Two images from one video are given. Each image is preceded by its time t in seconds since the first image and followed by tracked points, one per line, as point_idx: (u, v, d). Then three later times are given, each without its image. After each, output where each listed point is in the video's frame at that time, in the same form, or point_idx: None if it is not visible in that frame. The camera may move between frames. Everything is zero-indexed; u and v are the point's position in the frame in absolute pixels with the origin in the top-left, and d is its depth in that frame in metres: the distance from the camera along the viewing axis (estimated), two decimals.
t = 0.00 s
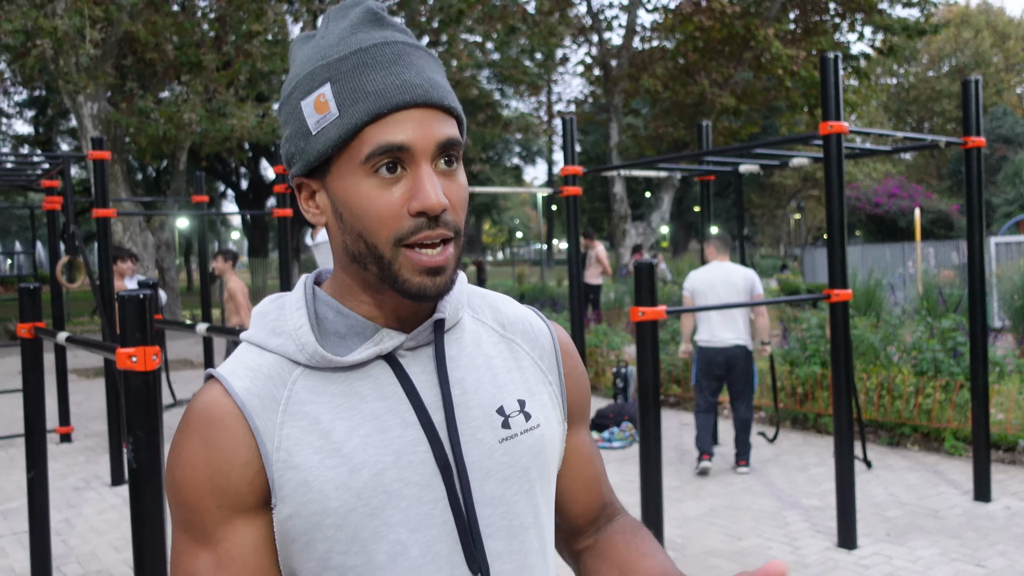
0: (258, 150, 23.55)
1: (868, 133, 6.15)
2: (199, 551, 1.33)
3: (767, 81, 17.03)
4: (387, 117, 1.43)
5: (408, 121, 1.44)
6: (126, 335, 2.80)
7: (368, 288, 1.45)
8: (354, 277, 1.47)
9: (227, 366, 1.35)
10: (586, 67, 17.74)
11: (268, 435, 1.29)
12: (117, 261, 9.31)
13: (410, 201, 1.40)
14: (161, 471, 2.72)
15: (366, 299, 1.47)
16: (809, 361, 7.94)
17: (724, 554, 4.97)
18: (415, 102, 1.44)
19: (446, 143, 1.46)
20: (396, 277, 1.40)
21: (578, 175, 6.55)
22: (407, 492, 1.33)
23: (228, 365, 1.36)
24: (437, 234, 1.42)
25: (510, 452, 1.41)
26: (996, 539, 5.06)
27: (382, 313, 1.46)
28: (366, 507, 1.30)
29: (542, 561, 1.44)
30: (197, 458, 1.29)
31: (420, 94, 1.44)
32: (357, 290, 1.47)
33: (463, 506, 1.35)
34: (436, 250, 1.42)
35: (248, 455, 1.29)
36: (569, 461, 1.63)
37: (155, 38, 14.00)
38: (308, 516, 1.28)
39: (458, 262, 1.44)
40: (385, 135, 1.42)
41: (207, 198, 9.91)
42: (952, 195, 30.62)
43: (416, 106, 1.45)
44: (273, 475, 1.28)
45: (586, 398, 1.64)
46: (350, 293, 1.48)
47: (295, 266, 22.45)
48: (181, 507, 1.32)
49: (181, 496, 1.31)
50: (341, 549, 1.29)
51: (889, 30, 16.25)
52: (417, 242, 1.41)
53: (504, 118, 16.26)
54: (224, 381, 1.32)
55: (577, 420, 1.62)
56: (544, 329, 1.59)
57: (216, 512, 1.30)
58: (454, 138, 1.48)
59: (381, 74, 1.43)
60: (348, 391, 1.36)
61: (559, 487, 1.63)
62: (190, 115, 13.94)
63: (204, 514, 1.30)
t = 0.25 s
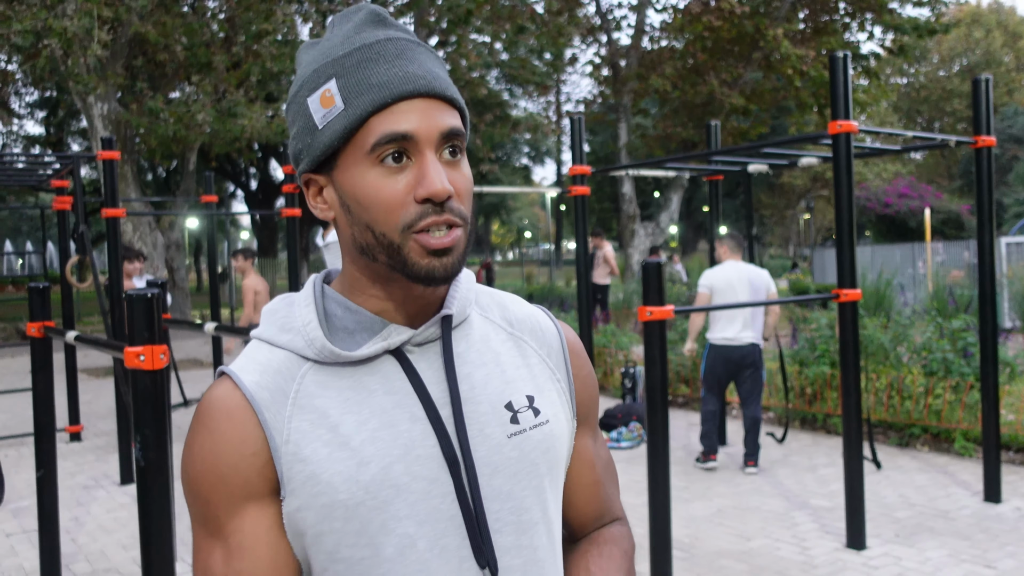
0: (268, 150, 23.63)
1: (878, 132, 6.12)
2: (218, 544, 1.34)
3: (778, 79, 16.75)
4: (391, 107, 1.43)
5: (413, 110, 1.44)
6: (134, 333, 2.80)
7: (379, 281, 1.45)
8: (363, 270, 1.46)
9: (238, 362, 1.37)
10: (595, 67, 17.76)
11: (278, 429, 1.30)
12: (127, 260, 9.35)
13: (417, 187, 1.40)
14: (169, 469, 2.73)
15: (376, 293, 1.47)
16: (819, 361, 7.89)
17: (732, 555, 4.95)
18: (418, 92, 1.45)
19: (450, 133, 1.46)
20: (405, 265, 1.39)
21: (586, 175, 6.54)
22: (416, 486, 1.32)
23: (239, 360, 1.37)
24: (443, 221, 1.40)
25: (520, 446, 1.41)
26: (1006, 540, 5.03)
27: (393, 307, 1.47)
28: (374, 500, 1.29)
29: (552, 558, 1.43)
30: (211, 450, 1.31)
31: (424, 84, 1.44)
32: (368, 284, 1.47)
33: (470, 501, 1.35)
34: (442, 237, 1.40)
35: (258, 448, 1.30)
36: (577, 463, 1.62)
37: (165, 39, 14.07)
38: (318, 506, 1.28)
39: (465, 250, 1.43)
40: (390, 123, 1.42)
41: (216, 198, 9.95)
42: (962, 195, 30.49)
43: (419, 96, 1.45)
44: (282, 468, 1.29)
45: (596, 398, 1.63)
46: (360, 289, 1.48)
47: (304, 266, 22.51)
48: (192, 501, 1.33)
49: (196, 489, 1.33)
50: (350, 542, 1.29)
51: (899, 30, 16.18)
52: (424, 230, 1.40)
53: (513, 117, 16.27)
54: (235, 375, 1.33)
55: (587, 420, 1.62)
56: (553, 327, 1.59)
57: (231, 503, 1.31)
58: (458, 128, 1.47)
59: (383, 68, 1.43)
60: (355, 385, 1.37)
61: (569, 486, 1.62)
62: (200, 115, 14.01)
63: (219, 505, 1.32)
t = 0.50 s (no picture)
0: (273, 149, 23.65)
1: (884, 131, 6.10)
2: (222, 534, 1.34)
3: (782, 78, 16.85)
4: (388, 93, 1.45)
5: (410, 98, 1.45)
6: (139, 332, 2.81)
7: (384, 271, 1.47)
8: (369, 261, 1.47)
9: (249, 354, 1.39)
10: (601, 66, 17.75)
11: (284, 420, 1.31)
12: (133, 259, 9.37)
13: (413, 171, 1.40)
14: (174, 467, 2.73)
15: (382, 285, 1.48)
16: (824, 360, 7.87)
17: (737, 554, 4.94)
18: (414, 79, 1.46)
19: (446, 119, 1.46)
20: (404, 248, 1.39)
21: (591, 174, 6.53)
22: (420, 482, 1.33)
23: (250, 353, 1.39)
24: (440, 202, 1.40)
25: (524, 445, 1.41)
26: (1011, 541, 5.02)
27: (400, 300, 1.48)
28: (376, 493, 1.30)
29: (555, 556, 1.43)
30: (220, 439, 1.32)
31: (419, 71, 1.45)
32: (375, 276, 1.48)
33: (472, 498, 1.35)
34: (441, 220, 1.40)
35: (265, 439, 1.31)
36: (586, 465, 1.62)
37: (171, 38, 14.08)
38: (322, 497, 1.29)
39: (465, 233, 1.43)
40: (386, 109, 1.44)
41: (222, 197, 9.96)
42: (969, 195, 30.39)
43: (415, 83, 1.47)
44: (288, 459, 1.30)
45: (608, 401, 1.63)
46: (367, 284, 1.49)
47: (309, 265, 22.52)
48: (201, 492, 1.34)
49: (204, 479, 1.33)
50: (352, 533, 1.30)
51: (906, 29, 16.10)
52: (422, 212, 1.40)
53: (518, 117, 16.24)
54: (245, 367, 1.35)
55: (598, 423, 1.62)
56: (562, 328, 1.59)
57: (238, 493, 1.32)
58: (456, 114, 1.48)
59: (378, 56, 1.46)
60: (362, 380, 1.38)
61: (577, 488, 1.62)
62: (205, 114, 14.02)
63: (225, 495, 1.32)
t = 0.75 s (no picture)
0: (277, 147, 23.67)
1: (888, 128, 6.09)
2: (229, 522, 1.35)
3: (785, 75, 16.88)
4: (401, 82, 1.46)
5: (423, 88, 1.46)
6: (143, 329, 2.79)
7: (397, 263, 1.47)
8: (382, 252, 1.48)
9: (259, 345, 1.39)
10: (604, 63, 17.77)
11: (290, 411, 1.31)
12: (136, 257, 9.39)
13: (426, 158, 1.41)
14: (178, 463, 2.73)
15: (395, 277, 1.49)
16: (828, 358, 7.86)
17: (741, 551, 4.94)
18: (427, 69, 1.48)
19: (459, 108, 1.47)
20: (417, 236, 1.40)
21: (595, 171, 6.52)
22: (424, 477, 1.33)
23: (259, 344, 1.39)
24: (453, 187, 1.40)
25: (530, 442, 1.41)
26: (1014, 538, 5.01)
27: (411, 293, 1.48)
28: (380, 487, 1.30)
29: (558, 554, 1.43)
30: (227, 430, 1.32)
31: (430, 61, 1.47)
32: (388, 268, 1.49)
33: (474, 496, 1.35)
34: (454, 206, 1.41)
35: (272, 430, 1.31)
36: (591, 465, 1.62)
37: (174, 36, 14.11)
38: (327, 489, 1.29)
39: (478, 221, 1.43)
40: (400, 97, 1.45)
41: (226, 195, 9.96)
42: (973, 192, 30.34)
43: (428, 73, 1.48)
44: (293, 450, 1.30)
45: (614, 401, 1.63)
46: (380, 276, 1.50)
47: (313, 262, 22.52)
48: (207, 483, 1.34)
49: (212, 469, 1.33)
50: (356, 526, 1.30)
51: (909, 26, 16.07)
52: (435, 199, 1.40)
53: (521, 114, 16.24)
54: (254, 358, 1.36)
55: (604, 423, 1.62)
56: (571, 326, 1.59)
57: (245, 483, 1.32)
58: (469, 105, 1.49)
59: (393, 47, 1.47)
60: (369, 373, 1.38)
61: (582, 486, 1.62)
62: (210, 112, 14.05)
63: (232, 485, 1.33)
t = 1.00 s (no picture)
0: (280, 143, 23.67)
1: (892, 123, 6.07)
2: (235, 509, 1.34)
3: (789, 71, 16.86)
4: (391, 77, 1.47)
5: (411, 83, 1.48)
6: (148, 324, 2.79)
7: (399, 258, 1.48)
8: (384, 247, 1.48)
9: (267, 332, 1.39)
10: (607, 59, 17.76)
11: (297, 398, 1.31)
12: (141, 253, 9.41)
13: (419, 150, 1.41)
14: (183, 458, 2.72)
15: (399, 272, 1.49)
16: (832, 353, 7.84)
17: (745, 547, 4.94)
18: (415, 63, 1.49)
19: (448, 100, 1.48)
20: (415, 227, 1.40)
21: (598, 167, 6.51)
22: (432, 465, 1.33)
23: (267, 332, 1.39)
24: (447, 176, 1.41)
25: (539, 432, 1.41)
26: (1019, 534, 5.01)
27: (416, 286, 1.49)
28: (389, 474, 1.29)
29: (564, 544, 1.43)
30: (235, 416, 1.31)
31: (415, 55, 1.48)
32: (390, 264, 1.49)
33: (483, 485, 1.35)
34: (450, 196, 1.41)
35: (278, 417, 1.30)
36: (596, 455, 1.62)
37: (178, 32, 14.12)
38: (334, 477, 1.29)
39: (474, 209, 1.43)
40: (390, 93, 1.46)
41: (229, 190, 9.95)
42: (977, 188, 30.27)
43: (416, 66, 1.49)
44: (300, 438, 1.29)
45: (620, 391, 1.63)
46: (384, 269, 1.50)
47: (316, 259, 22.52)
48: (212, 470, 1.34)
49: (218, 455, 1.33)
50: (364, 514, 1.30)
51: (914, 21, 16.02)
52: (430, 189, 1.41)
53: (525, 110, 16.21)
54: (262, 345, 1.35)
55: (610, 414, 1.62)
56: (578, 317, 1.60)
57: (250, 469, 1.31)
58: (458, 97, 1.50)
59: (379, 44, 1.48)
60: (378, 362, 1.38)
61: (589, 476, 1.63)
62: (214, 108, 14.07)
63: (238, 472, 1.32)
